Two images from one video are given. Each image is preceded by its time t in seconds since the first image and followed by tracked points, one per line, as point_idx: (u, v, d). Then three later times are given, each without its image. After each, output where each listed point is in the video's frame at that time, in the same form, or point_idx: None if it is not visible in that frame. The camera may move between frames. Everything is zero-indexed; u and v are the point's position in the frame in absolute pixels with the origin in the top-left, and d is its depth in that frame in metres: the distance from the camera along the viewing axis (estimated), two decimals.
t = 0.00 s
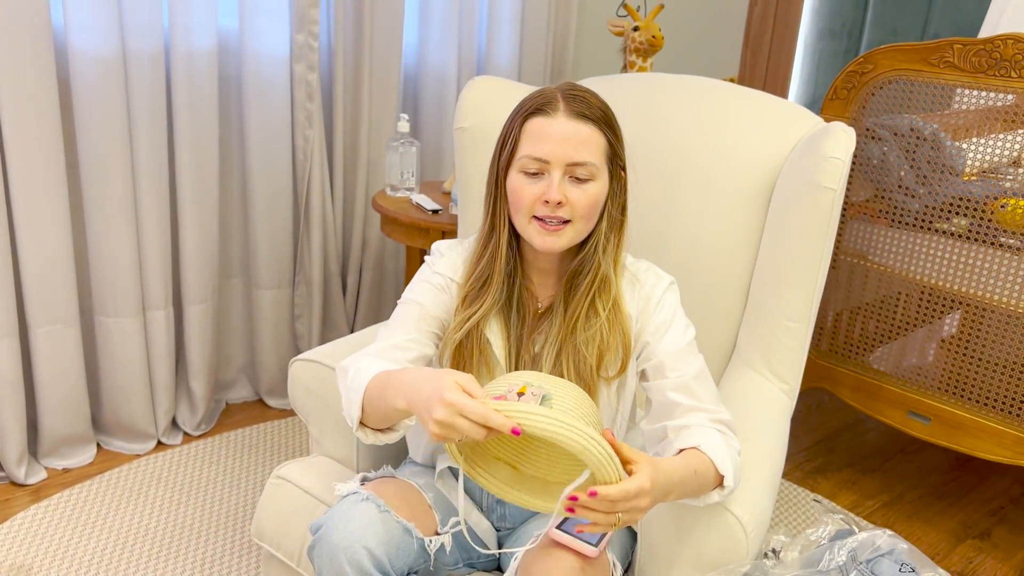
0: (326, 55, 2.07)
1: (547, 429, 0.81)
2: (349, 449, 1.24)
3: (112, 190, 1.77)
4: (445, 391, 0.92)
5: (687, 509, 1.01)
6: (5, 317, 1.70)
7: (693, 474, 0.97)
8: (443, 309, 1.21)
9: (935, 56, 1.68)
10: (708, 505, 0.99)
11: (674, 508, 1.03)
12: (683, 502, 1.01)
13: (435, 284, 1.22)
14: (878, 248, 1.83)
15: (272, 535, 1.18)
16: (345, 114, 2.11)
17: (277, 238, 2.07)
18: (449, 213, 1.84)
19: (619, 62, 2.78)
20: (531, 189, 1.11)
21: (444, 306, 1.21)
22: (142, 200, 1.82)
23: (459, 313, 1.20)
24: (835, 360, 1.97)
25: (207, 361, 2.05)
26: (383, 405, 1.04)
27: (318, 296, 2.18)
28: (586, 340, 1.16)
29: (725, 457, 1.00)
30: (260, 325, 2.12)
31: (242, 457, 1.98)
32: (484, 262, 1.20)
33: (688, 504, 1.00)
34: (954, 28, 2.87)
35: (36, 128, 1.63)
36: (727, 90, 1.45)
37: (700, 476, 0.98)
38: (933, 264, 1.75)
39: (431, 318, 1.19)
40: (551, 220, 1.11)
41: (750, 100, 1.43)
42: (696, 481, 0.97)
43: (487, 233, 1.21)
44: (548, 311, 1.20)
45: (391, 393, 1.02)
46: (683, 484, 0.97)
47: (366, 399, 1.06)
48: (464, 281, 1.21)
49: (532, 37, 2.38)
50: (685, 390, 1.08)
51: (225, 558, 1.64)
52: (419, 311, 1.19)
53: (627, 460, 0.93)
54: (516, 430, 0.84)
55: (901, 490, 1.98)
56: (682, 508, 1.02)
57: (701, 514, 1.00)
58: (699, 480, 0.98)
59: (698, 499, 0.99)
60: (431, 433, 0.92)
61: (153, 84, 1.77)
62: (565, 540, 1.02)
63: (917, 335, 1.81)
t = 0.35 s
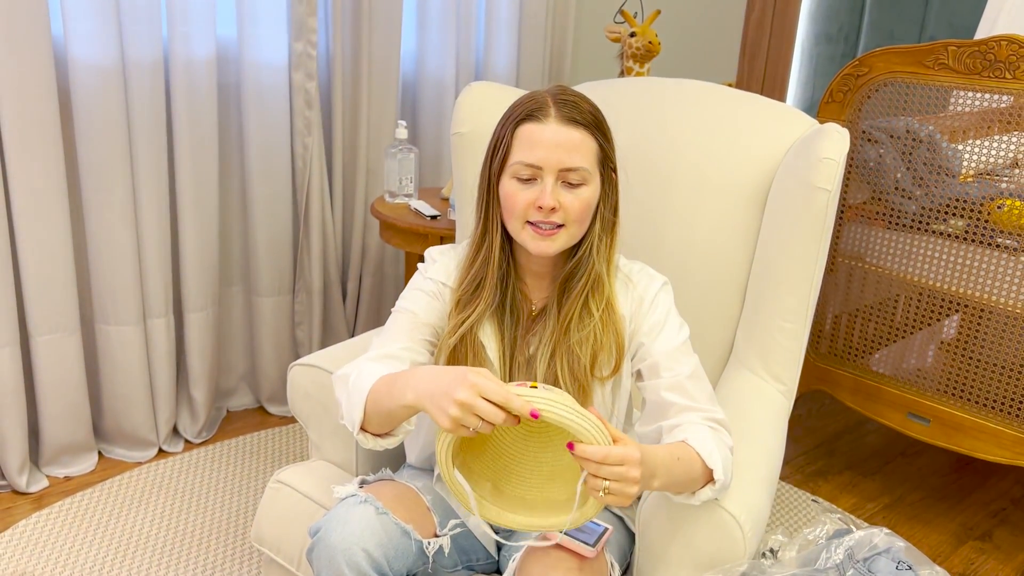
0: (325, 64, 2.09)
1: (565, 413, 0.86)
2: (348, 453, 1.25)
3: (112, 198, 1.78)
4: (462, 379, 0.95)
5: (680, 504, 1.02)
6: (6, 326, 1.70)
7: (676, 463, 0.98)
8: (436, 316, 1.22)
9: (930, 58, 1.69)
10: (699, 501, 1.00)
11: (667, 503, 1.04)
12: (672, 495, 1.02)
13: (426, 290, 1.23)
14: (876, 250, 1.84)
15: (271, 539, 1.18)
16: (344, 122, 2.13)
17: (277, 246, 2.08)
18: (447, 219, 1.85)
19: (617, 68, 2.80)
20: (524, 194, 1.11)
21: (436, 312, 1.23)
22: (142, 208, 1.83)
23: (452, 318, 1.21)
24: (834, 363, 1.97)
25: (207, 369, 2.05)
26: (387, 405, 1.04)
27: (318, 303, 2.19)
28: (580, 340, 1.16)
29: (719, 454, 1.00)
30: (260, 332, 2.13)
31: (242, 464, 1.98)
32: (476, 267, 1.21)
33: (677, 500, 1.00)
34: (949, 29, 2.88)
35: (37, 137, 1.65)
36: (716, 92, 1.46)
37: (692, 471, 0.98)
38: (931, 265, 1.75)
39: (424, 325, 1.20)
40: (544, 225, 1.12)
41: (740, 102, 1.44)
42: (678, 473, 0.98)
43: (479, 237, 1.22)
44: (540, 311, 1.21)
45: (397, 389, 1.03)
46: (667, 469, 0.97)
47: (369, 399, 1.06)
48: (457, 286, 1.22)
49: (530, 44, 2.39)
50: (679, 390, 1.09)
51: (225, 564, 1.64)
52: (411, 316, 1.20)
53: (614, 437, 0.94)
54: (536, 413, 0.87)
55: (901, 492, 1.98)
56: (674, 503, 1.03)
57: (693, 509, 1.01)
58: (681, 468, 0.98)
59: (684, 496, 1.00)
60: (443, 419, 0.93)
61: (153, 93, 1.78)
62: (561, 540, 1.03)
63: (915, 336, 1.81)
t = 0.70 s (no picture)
0: (322, 71, 2.09)
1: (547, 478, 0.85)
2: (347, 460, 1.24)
3: (110, 207, 1.78)
4: (445, 432, 0.93)
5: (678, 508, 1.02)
6: (5, 335, 1.70)
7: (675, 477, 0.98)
8: (432, 323, 1.22)
9: (925, 61, 1.69)
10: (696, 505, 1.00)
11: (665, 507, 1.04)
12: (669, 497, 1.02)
13: (424, 295, 1.23)
14: (874, 254, 1.84)
15: (270, 546, 1.18)
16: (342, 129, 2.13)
17: (276, 253, 2.08)
18: (445, 226, 1.85)
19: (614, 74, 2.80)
20: (521, 194, 1.11)
21: (434, 318, 1.22)
22: (140, 216, 1.83)
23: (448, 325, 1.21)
24: (833, 367, 1.97)
25: (206, 377, 2.05)
26: (377, 435, 1.03)
27: (316, 310, 2.19)
28: (578, 346, 1.16)
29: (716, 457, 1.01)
30: (259, 339, 2.13)
31: (242, 472, 1.98)
32: (472, 272, 1.21)
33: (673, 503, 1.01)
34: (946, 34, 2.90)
35: (35, 146, 1.65)
36: (709, 97, 1.47)
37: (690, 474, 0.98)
38: (928, 269, 1.75)
39: (420, 332, 1.20)
40: (542, 224, 1.11)
41: (733, 106, 1.45)
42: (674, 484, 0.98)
43: (476, 241, 1.22)
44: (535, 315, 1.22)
45: (388, 419, 1.02)
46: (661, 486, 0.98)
47: (360, 424, 1.06)
48: (453, 291, 1.22)
49: (527, 50, 2.40)
50: (677, 395, 1.09)
51: (225, 572, 1.64)
52: (408, 326, 1.19)
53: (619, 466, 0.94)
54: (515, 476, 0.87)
55: (902, 496, 1.98)
56: (672, 506, 1.03)
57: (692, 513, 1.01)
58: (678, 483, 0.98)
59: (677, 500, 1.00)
60: (431, 469, 0.94)
61: (151, 102, 1.79)
62: (559, 545, 1.03)
63: (914, 340, 1.81)
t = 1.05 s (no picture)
0: (318, 76, 2.09)
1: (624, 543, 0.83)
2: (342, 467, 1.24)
3: (105, 213, 1.77)
4: (409, 463, 0.96)
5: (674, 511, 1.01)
6: None
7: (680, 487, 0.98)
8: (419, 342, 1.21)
9: (920, 65, 1.69)
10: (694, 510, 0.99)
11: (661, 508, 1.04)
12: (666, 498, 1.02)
13: (411, 311, 1.22)
14: (870, 258, 1.83)
15: (265, 554, 1.17)
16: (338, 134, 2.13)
17: (271, 259, 2.08)
18: (441, 231, 1.85)
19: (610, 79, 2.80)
20: (511, 202, 1.11)
21: (423, 332, 1.22)
22: (135, 223, 1.82)
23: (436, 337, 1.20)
24: (830, 371, 1.96)
25: (202, 384, 2.05)
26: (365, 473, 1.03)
27: (313, 316, 2.18)
28: (569, 353, 1.16)
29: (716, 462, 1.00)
30: (255, 345, 2.12)
31: (238, 479, 1.97)
32: (462, 280, 1.21)
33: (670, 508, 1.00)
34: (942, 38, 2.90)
35: (29, 153, 1.64)
36: (700, 101, 1.47)
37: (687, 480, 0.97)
38: (926, 272, 1.75)
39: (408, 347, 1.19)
40: (532, 232, 1.11)
41: (724, 110, 1.44)
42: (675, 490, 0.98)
43: (465, 249, 1.21)
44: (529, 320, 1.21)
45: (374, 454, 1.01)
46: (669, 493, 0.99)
47: (349, 461, 1.04)
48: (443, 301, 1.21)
49: (522, 55, 2.40)
50: (673, 401, 1.09)
51: None
52: (396, 339, 1.19)
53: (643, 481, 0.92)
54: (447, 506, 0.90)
55: (900, 500, 1.97)
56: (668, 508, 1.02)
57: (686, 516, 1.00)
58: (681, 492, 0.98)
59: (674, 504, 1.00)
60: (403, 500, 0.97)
61: (145, 108, 1.79)
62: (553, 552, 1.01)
63: (912, 344, 1.81)
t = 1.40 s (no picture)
0: (313, 80, 2.08)
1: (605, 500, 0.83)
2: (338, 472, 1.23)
3: (100, 218, 1.77)
4: (397, 425, 0.95)
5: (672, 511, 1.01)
6: None
7: (686, 480, 0.98)
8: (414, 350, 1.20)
9: (916, 68, 1.69)
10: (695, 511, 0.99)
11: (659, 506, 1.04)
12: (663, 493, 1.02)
13: (404, 319, 1.22)
14: (867, 261, 1.83)
15: (260, 561, 1.16)
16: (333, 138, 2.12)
17: (267, 263, 2.07)
18: (437, 235, 1.84)
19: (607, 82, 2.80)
20: (500, 208, 1.10)
21: (417, 339, 1.21)
22: (130, 227, 1.82)
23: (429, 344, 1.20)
24: (828, 375, 1.96)
25: (197, 388, 2.04)
26: (373, 460, 1.06)
27: (309, 320, 2.17)
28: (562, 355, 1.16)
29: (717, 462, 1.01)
30: (251, 350, 2.12)
31: (233, 484, 1.96)
32: (453, 287, 1.20)
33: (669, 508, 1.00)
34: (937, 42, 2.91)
35: (23, 157, 1.64)
36: (695, 104, 1.46)
37: (683, 479, 0.97)
38: (923, 275, 1.74)
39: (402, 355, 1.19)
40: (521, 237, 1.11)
41: (717, 112, 1.44)
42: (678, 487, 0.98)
43: (457, 253, 1.21)
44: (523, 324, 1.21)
45: (375, 436, 1.03)
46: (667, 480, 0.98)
47: (358, 455, 1.06)
48: (434, 308, 1.21)
49: (519, 58, 2.40)
50: (669, 405, 1.08)
51: None
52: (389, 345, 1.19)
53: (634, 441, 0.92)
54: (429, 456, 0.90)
55: (898, 503, 1.97)
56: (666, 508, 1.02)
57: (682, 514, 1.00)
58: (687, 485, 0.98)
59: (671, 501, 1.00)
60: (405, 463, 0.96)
61: (140, 112, 1.78)
62: (551, 557, 1.01)
63: (910, 347, 1.80)
